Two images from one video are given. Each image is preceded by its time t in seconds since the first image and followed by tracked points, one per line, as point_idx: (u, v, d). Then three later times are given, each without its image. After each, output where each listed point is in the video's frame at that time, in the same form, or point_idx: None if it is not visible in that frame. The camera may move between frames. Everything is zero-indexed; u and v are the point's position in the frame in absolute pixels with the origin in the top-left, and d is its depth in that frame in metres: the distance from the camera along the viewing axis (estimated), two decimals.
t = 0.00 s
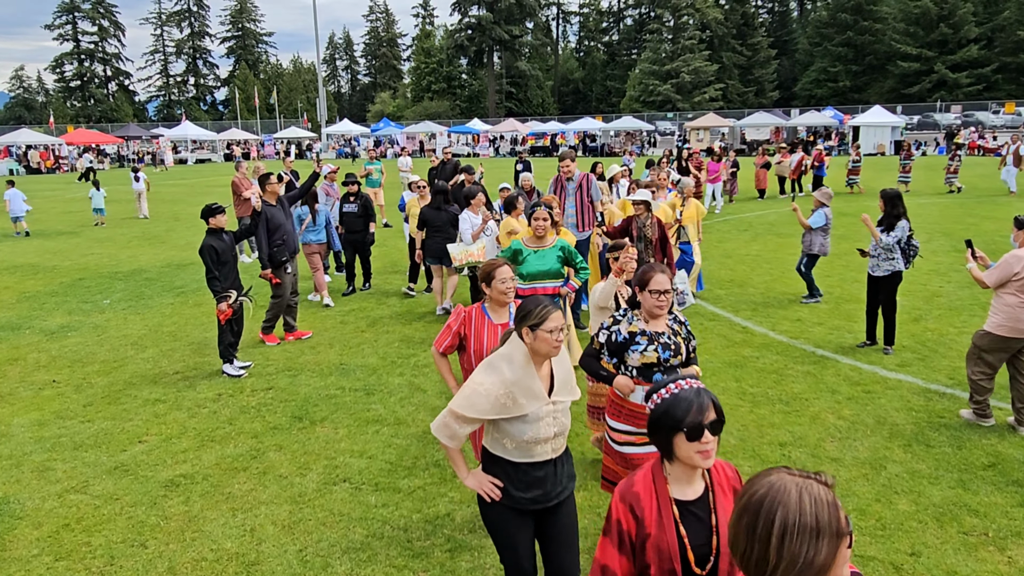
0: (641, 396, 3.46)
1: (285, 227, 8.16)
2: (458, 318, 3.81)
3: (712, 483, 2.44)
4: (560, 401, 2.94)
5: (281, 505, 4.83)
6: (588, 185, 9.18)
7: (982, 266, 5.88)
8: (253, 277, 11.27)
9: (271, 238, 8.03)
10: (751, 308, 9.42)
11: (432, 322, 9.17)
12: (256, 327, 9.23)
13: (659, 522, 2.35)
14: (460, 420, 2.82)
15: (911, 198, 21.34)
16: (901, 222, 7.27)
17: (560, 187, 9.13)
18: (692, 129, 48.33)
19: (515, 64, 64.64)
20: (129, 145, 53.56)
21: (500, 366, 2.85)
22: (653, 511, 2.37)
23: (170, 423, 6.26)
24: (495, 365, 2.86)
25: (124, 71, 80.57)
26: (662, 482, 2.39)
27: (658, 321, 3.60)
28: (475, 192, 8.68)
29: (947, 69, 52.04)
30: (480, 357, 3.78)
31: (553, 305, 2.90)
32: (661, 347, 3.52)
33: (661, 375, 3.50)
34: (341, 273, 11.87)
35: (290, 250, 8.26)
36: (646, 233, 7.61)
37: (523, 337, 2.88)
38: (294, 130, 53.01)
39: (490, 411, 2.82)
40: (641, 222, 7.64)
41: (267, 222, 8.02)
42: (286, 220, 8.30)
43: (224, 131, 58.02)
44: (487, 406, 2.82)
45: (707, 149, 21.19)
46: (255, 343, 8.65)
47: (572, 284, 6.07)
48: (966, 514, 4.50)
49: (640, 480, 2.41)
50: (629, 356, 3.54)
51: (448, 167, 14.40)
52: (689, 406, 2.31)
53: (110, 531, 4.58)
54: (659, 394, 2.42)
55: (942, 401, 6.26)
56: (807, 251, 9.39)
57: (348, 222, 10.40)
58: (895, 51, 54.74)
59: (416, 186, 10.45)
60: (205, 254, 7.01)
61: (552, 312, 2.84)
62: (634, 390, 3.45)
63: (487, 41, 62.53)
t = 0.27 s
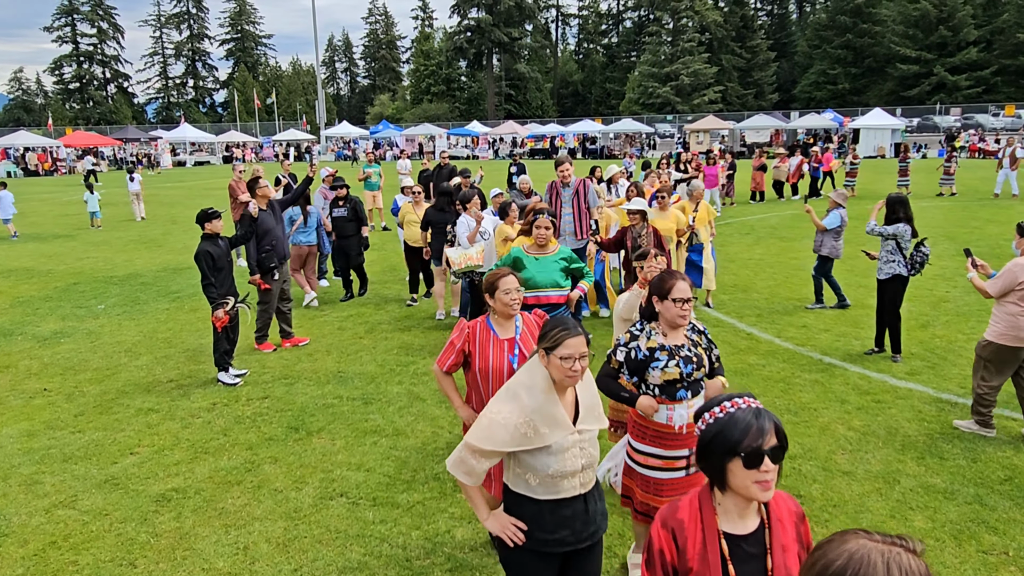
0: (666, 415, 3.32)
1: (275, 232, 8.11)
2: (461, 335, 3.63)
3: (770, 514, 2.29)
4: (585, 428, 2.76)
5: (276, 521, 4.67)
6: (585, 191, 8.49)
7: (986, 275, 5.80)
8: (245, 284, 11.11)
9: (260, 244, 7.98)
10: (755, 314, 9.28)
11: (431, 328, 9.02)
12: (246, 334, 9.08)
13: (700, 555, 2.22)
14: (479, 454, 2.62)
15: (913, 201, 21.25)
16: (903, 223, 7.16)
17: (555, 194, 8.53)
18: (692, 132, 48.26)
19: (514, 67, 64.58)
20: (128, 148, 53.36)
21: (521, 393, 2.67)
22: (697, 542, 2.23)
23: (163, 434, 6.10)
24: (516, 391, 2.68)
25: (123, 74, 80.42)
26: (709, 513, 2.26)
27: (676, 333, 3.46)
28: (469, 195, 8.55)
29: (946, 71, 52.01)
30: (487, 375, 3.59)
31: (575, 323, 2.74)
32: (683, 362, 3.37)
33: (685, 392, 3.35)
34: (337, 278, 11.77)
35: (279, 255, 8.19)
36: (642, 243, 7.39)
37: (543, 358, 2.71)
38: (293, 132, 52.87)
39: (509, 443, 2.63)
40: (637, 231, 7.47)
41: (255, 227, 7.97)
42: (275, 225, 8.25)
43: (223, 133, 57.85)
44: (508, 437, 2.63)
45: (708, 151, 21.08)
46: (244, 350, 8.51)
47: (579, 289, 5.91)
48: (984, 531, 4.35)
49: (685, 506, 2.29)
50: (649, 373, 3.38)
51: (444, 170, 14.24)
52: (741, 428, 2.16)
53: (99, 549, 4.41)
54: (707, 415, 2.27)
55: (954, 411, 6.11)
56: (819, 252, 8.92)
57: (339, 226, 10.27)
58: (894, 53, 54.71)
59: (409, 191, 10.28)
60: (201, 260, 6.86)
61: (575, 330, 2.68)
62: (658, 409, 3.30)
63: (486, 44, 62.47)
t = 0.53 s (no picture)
0: (693, 441, 3.15)
1: (265, 235, 7.95)
2: (472, 361, 3.50)
3: None
4: (617, 471, 2.54)
5: (272, 537, 4.49)
6: (581, 193, 8.09)
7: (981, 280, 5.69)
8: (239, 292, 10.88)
9: (248, 248, 7.84)
10: (761, 320, 9.13)
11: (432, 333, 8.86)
12: (241, 339, 8.92)
13: None
14: (494, 490, 2.46)
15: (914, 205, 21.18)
16: (901, 226, 7.02)
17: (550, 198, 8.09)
18: (691, 134, 48.16)
19: (513, 69, 64.49)
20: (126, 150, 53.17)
21: (542, 427, 2.47)
22: None
23: (156, 444, 5.93)
24: (535, 426, 2.48)
25: (122, 76, 80.27)
26: None
27: (700, 357, 3.28)
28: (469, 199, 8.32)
29: (945, 74, 51.96)
30: (498, 410, 3.46)
31: (605, 351, 2.54)
32: (710, 387, 3.19)
33: (713, 417, 3.16)
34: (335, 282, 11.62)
35: (268, 259, 8.03)
36: (640, 248, 7.14)
37: (567, 392, 2.53)
38: (292, 134, 52.72)
39: (527, 481, 2.45)
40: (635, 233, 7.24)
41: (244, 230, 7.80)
42: (266, 228, 8.09)
43: (221, 135, 57.69)
44: (522, 475, 2.45)
45: (708, 154, 20.95)
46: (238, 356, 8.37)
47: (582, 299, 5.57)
48: (1008, 548, 4.18)
49: None
50: (671, 399, 3.21)
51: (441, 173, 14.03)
52: (812, 502, 1.99)
53: (87, 567, 4.23)
54: (760, 489, 2.09)
55: (969, 420, 5.96)
56: (837, 261, 8.74)
57: (332, 232, 9.99)
58: (892, 56, 54.67)
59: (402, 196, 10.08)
60: (197, 263, 6.70)
61: (606, 366, 2.48)
62: (685, 437, 3.15)
63: (485, 46, 62.41)
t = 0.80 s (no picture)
0: (731, 465, 2.98)
1: (261, 240, 7.77)
2: (482, 373, 3.32)
3: None
4: (661, 518, 2.43)
5: (273, 555, 4.30)
6: (584, 198, 7.87)
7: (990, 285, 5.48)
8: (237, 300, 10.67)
9: (244, 253, 7.66)
10: (772, 326, 8.96)
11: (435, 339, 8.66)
12: (239, 345, 8.74)
13: None
14: (519, 542, 2.36)
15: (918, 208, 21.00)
16: (914, 230, 6.72)
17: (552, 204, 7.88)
18: (692, 137, 48.00)
19: (513, 72, 64.34)
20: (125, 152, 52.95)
21: (571, 471, 2.36)
22: None
23: (153, 456, 5.74)
24: (565, 469, 2.36)
25: (122, 78, 80.09)
26: None
27: (739, 370, 3.06)
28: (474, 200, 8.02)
29: (945, 77, 51.83)
30: (500, 419, 3.19)
31: (644, 384, 2.39)
32: (750, 406, 2.99)
33: (754, 437, 2.97)
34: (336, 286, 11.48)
35: (265, 264, 7.86)
36: (641, 257, 6.78)
37: (601, 430, 2.41)
38: (291, 137, 52.54)
39: (557, 532, 2.34)
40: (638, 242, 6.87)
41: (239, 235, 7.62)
42: (263, 233, 7.91)
43: (221, 138, 57.49)
44: (553, 525, 2.34)
45: (712, 157, 20.77)
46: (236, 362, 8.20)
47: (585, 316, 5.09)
48: None
49: None
50: (706, 417, 3.02)
51: (440, 178, 13.82)
52: (910, 556, 1.85)
53: None
54: (839, 540, 1.98)
55: (992, 431, 5.77)
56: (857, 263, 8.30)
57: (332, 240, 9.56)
58: (893, 59, 54.53)
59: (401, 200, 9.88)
60: (194, 267, 6.54)
61: (648, 405, 2.34)
62: (722, 459, 2.98)
63: (485, 49, 62.27)
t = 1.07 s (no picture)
0: (780, 515, 2.78)
1: (263, 245, 7.60)
2: (501, 430, 2.89)
3: None
4: None
5: None
6: (593, 208, 7.77)
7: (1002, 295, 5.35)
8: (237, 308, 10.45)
9: (246, 259, 7.47)
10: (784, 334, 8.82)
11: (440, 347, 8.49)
12: (240, 353, 8.57)
13: None
14: None
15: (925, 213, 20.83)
16: (935, 237, 6.52)
17: (561, 215, 7.78)
18: (695, 141, 47.90)
19: (515, 75, 64.32)
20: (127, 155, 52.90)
21: (651, 536, 1.92)
22: None
23: (153, 469, 5.57)
24: (635, 545, 1.92)
25: (124, 82, 80.17)
26: None
27: (788, 409, 2.86)
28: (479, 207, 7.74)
29: (948, 81, 51.69)
30: (526, 485, 2.78)
31: (718, 436, 2.14)
32: (800, 448, 2.80)
33: (806, 484, 2.77)
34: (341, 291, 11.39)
35: (269, 270, 7.68)
36: (648, 269, 6.46)
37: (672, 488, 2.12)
38: (293, 140, 52.50)
39: None
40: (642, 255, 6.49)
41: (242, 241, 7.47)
42: (267, 238, 7.73)
43: (223, 141, 57.49)
44: None
45: (716, 161, 20.61)
46: (238, 371, 8.02)
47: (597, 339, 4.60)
48: None
49: None
50: (757, 461, 2.78)
51: (442, 183, 13.59)
52: None
53: None
54: None
55: (1017, 442, 5.60)
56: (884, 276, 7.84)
57: (331, 246, 9.35)
58: (895, 63, 54.39)
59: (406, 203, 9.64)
60: (187, 274, 6.38)
61: (726, 458, 2.11)
62: (771, 506, 2.77)
63: (487, 52, 62.23)
